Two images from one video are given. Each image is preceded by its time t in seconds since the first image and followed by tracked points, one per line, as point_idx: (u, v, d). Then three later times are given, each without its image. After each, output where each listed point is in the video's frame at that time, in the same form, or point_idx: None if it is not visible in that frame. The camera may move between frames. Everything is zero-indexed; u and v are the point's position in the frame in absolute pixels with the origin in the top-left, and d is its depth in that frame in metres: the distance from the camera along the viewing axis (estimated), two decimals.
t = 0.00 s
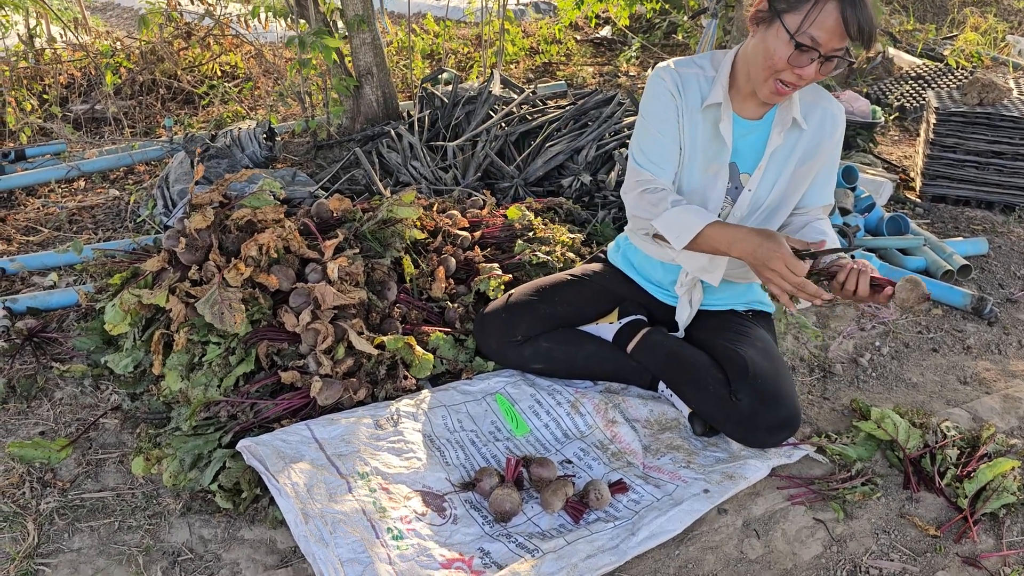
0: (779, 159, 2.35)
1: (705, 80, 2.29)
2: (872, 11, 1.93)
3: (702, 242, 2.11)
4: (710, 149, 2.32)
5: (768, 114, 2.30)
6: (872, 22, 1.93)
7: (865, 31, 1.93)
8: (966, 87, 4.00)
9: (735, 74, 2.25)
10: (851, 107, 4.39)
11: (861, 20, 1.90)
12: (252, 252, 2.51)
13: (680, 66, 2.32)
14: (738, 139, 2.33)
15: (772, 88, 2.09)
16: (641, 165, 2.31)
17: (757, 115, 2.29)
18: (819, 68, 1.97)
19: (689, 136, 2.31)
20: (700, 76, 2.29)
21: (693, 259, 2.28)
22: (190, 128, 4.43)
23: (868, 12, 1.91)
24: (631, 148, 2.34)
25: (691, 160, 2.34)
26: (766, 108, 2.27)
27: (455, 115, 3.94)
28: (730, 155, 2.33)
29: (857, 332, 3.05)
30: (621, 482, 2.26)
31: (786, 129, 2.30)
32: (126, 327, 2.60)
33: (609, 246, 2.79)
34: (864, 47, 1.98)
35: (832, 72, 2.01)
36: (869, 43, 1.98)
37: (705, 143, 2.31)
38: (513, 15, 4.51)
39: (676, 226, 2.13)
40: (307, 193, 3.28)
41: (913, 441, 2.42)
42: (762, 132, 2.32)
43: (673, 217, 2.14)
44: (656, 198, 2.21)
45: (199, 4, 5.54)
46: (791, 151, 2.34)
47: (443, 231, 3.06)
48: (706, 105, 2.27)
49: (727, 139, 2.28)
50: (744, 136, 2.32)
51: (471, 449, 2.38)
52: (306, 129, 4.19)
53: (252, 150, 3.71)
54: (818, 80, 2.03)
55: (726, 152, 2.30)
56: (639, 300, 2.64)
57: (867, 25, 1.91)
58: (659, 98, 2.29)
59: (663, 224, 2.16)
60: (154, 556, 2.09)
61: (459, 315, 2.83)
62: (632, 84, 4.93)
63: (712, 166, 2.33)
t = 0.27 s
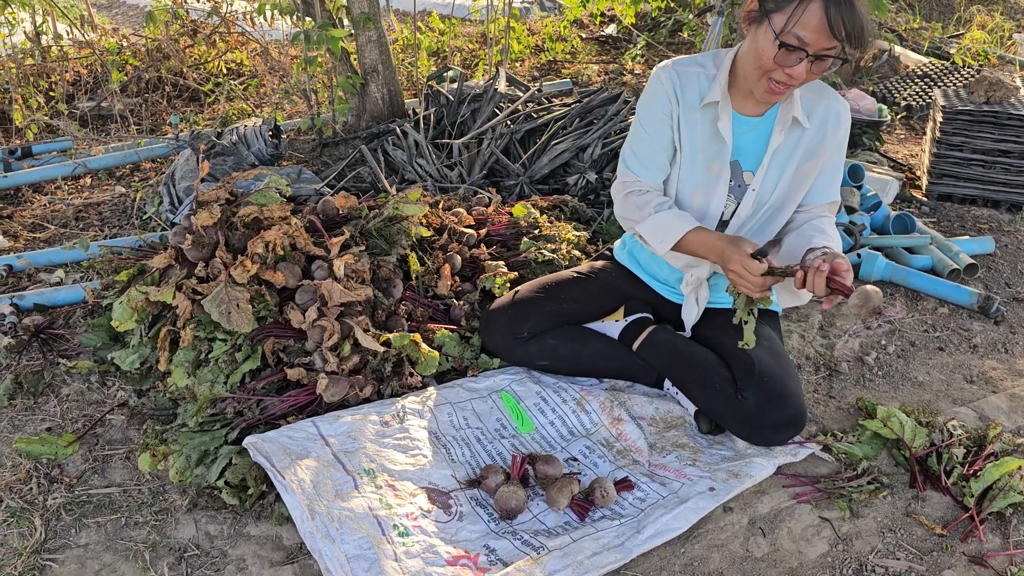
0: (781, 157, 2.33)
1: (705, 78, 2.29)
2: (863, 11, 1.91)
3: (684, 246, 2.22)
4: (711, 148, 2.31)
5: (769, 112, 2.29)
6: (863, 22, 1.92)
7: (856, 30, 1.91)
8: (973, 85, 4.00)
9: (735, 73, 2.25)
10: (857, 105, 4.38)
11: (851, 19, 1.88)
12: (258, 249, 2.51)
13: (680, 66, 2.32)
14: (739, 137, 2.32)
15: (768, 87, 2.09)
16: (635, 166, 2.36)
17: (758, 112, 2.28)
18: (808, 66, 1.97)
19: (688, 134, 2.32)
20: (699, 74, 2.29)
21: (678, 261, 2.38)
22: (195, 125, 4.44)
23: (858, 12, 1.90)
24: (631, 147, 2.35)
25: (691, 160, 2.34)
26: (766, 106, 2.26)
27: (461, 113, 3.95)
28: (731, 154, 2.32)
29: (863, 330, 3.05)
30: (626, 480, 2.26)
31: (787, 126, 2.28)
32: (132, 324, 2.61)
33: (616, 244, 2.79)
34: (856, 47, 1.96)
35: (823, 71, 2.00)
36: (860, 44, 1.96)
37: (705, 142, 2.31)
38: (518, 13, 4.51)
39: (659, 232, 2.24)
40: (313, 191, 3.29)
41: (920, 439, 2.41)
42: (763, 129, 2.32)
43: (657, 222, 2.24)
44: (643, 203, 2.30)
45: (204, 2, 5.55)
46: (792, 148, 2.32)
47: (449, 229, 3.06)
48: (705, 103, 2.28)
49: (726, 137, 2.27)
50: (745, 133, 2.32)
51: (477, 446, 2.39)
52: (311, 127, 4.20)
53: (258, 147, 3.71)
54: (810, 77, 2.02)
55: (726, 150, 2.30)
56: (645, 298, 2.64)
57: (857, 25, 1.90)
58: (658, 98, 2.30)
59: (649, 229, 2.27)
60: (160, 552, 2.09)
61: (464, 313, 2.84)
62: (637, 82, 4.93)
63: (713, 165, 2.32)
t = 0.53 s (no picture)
0: (773, 154, 2.31)
1: (694, 78, 2.30)
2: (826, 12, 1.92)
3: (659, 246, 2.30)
4: (699, 147, 2.33)
5: (759, 109, 2.27)
6: (827, 24, 1.92)
7: (819, 32, 1.92)
8: (980, 84, 3.99)
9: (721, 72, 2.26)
10: (863, 104, 4.37)
11: (813, 21, 1.89)
12: (264, 245, 2.51)
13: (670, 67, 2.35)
14: (728, 136, 2.32)
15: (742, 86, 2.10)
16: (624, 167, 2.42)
17: (746, 110, 2.27)
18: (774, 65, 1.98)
19: (677, 135, 2.34)
20: (686, 74, 2.31)
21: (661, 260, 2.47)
22: (201, 122, 4.45)
23: (822, 14, 1.90)
24: (621, 150, 2.41)
25: (680, 160, 2.36)
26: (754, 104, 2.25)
27: (466, 110, 3.95)
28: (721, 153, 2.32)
29: (868, 330, 3.04)
30: (631, 478, 2.25)
31: (776, 124, 2.26)
32: (138, 319, 2.61)
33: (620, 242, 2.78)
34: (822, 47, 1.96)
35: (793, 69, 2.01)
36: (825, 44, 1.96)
37: (693, 142, 2.33)
38: (524, 11, 4.50)
39: (637, 233, 2.33)
40: (318, 188, 3.30)
41: (925, 438, 2.41)
42: (753, 127, 2.30)
43: (634, 223, 2.33)
44: (628, 204, 2.38)
45: None
46: (784, 146, 2.30)
47: (454, 226, 3.06)
48: (691, 104, 2.30)
49: (714, 136, 2.28)
50: (735, 132, 2.31)
51: (482, 443, 2.39)
52: (316, 124, 4.20)
53: (264, 143, 3.72)
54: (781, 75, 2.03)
55: (715, 149, 2.30)
56: (650, 296, 2.63)
57: (819, 26, 1.90)
58: (645, 100, 2.35)
59: (627, 229, 2.36)
60: (166, 547, 2.10)
61: (469, 310, 2.84)
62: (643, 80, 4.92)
63: (702, 165, 2.33)
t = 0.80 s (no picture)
0: (749, 161, 2.28)
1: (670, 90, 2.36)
2: (748, 17, 1.93)
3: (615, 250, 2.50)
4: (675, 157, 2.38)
5: (732, 116, 2.27)
6: (750, 28, 1.94)
7: (741, 39, 1.94)
8: (987, 85, 3.99)
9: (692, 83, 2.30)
10: (869, 104, 4.37)
11: (730, 30, 1.92)
12: (269, 241, 2.52)
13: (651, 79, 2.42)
14: (704, 144, 2.34)
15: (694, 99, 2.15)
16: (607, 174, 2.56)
17: (718, 118, 2.28)
18: (708, 76, 2.01)
19: (654, 144, 2.42)
20: (661, 86, 2.38)
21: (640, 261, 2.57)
22: (207, 118, 4.46)
23: (742, 20, 1.92)
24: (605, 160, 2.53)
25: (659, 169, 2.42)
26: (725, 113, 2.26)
27: (471, 108, 3.96)
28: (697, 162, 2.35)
29: (873, 330, 3.04)
30: (635, 476, 2.25)
31: (747, 130, 2.24)
32: (144, 315, 2.62)
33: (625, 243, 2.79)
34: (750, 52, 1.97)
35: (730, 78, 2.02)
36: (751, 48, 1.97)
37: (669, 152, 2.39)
38: (530, 9, 4.50)
39: (603, 234, 2.49)
40: (324, 185, 3.30)
41: (930, 439, 2.41)
42: (729, 134, 2.30)
43: (597, 224, 2.51)
44: (604, 205, 2.54)
45: None
46: (760, 152, 2.26)
47: (459, 224, 3.07)
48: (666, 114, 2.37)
49: (686, 145, 2.32)
50: (711, 139, 2.33)
51: (486, 441, 2.39)
52: (322, 121, 4.21)
53: (269, 140, 3.73)
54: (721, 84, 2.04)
55: (689, 157, 2.33)
56: (654, 296, 2.64)
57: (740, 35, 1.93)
58: (625, 113, 2.45)
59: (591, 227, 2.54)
60: (170, 542, 2.10)
61: (474, 308, 2.84)
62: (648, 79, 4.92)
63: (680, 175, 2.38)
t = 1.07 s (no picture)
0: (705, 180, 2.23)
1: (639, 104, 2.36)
2: (677, 47, 1.81)
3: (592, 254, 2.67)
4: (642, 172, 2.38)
5: (693, 133, 2.22)
6: (683, 57, 1.82)
7: (669, 71, 1.83)
8: (994, 85, 3.94)
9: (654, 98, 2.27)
10: (876, 104, 4.36)
11: (654, 64, 1.82)
12: (275, 237, 2.52)
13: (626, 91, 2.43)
14: (671, 159, 2.32)
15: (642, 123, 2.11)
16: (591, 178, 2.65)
17: (679, 135, 2.24)
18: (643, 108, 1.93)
19: (625, 158, 2.41)
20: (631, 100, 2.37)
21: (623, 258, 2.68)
22: (213, 114, 4.47)
23: (668, 51, 1.80)
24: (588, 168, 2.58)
25: (628, 182, 2.43)
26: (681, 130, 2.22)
27: (477, 106, 3.97)
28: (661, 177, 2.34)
29: (878, 330, 3.04)
30: (639, 474, 2.26)
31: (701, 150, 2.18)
32: (150, 310, 2.63)
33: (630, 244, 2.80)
34: (682, 82, 1.85)
35: (662, 112, 1.93)
36: (683, 78, 1.85)
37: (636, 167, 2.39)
38: (536, 7, 4.51)
39: (583, 237, 2.65)
40: (329, 181, 3.31)
41: (935, 439, 2.40)
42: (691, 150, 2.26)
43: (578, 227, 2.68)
44: (586, 208, 2.66)
45: None
46: (716, 172, 2.20)
47: (465, 221, 3.08)
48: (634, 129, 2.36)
49: (648, 162, 2.32)
50: (676, 154, 2.30)
51: (490, 438, 2.39)
52: (328, 118, 4.22)
53: (275, 137, 3.74)
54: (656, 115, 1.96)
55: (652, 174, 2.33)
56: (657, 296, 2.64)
57: (670, 66, 1.82)
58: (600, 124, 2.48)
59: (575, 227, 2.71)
60: (175, 535, 2.11)
61: (479, 305, 2.84)
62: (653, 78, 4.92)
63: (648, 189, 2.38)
